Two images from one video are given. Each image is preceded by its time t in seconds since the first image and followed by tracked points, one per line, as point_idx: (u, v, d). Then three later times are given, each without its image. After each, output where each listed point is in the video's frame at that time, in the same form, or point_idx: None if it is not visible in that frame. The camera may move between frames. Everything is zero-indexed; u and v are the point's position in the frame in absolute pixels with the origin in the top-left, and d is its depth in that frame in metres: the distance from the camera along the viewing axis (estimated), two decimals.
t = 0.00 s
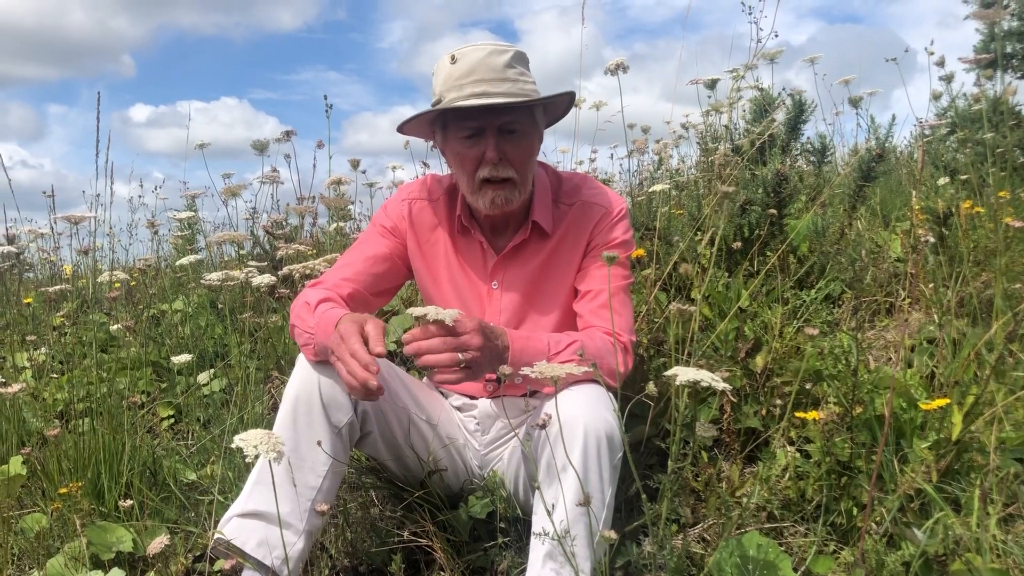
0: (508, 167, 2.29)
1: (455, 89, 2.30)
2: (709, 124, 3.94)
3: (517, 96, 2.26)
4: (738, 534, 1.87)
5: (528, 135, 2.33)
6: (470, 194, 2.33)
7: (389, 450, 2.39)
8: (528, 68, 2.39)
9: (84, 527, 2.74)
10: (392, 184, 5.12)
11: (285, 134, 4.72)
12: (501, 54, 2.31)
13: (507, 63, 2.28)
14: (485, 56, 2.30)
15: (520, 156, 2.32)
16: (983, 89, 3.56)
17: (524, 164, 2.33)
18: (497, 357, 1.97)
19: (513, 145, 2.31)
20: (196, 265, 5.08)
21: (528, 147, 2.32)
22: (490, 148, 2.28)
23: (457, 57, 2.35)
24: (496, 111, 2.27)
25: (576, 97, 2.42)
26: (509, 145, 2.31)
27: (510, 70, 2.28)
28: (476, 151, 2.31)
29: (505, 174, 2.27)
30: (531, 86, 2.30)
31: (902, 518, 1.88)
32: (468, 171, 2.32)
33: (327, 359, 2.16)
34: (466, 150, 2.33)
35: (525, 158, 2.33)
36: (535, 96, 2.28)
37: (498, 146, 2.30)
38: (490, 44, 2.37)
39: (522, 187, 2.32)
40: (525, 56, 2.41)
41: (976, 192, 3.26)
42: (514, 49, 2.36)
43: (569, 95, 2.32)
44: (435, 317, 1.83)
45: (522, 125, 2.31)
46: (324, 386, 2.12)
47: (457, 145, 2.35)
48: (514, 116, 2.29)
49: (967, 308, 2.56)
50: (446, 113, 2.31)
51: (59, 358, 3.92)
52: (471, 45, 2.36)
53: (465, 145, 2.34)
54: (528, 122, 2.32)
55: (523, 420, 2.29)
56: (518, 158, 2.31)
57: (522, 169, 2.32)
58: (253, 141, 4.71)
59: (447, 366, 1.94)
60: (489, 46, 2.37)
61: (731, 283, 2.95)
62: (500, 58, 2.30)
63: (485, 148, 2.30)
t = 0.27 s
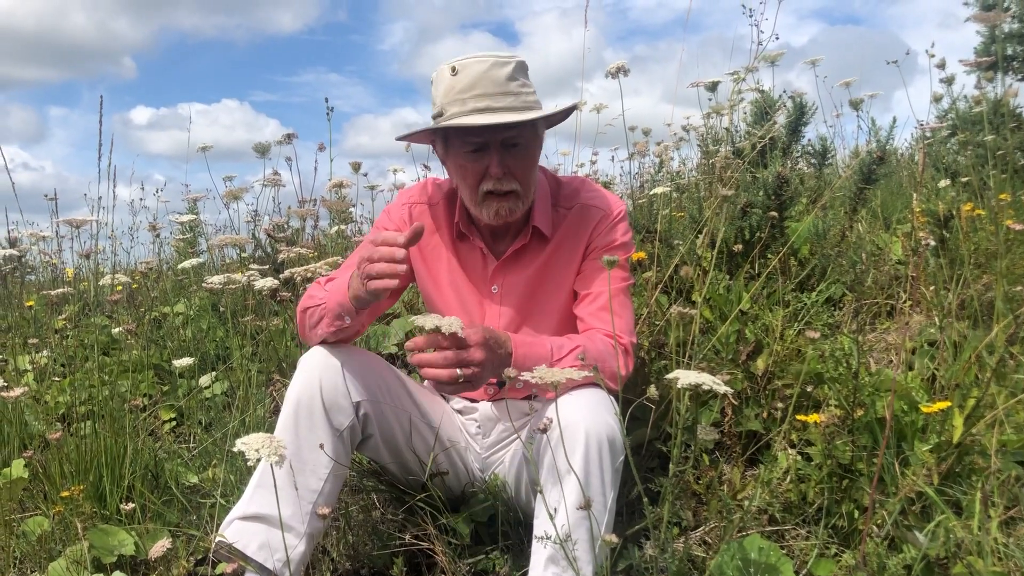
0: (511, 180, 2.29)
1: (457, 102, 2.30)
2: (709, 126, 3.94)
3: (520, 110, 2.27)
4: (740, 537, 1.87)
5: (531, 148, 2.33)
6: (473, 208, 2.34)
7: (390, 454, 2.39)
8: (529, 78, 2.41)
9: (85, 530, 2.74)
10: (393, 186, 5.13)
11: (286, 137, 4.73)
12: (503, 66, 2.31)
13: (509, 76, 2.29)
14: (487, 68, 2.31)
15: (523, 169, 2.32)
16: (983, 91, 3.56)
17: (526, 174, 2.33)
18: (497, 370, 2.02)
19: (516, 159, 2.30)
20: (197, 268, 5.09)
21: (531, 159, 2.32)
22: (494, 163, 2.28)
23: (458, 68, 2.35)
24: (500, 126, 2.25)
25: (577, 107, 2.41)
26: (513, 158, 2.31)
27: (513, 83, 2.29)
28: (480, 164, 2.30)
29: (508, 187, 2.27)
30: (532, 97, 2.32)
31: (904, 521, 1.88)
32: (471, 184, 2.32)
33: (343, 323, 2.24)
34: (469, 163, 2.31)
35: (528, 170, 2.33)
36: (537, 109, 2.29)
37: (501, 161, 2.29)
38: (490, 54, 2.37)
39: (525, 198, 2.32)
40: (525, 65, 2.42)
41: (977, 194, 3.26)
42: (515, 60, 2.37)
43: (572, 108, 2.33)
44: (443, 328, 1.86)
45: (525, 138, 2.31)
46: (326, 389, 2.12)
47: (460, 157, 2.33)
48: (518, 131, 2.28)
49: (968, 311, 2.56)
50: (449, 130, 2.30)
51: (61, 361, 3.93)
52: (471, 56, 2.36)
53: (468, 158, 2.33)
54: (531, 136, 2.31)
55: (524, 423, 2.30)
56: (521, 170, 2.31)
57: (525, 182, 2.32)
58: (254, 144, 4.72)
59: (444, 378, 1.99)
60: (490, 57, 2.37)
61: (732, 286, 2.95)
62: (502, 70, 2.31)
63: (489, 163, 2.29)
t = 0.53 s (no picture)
0: (520, 187, 2.27)
1: (465, 111, 2.30)
2: (709, 128, 3.94)
3: (529, 119, 2.28)
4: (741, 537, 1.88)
5: (539, 154, 2.30)
6: (481, 214, 2.32)
7: (391, 455, 2.39)
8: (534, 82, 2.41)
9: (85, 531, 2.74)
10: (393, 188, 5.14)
11: (286, 138, 4.74)
12: (511, 73, 2.31)
13: (518, 85, 2.29)
14: (496, 76, 2.30)
15: (531, 176, 2.29)
16: (983, 91, 3.56)
17: (534, 181, 2.31)
18: (484, 390, 2.02)
19: (526, 167, 2.28)
20: (197, 269, 5.09)
21: (539, 166, 2.29)
22: (504, 172, 2.25)
23: (465, 74, 2.33)
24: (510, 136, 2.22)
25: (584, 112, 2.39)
26: (522, 166, 2.28)
27: (521, 91, 2.30)
28: (489, 172, 2.27)
29: (516, 195, 2.25)
30: (540, 105, 2.34)
31: (904, 521, 1.88)
32: (479, 191, 2.30)
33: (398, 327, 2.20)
34: (478, 172, 2.28)
35: (536, 176, 2.31)
36: (544, 117, 2.31)
37: (511, 168, 2.26)
38: (497, 59, 2.35)
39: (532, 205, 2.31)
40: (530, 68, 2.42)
41: (977, 195, 3.27)
42: (522, 65, 2.36)
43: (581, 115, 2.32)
44: (413, 364, 1.93)
45: (534, 146, 2.28)
46: (327, 391, 2.12)
47: (468, 165, 2.29)
48: (528, 140, 2.25)
49: (968, 311, 2.56)
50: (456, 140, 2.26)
51: (60, 362, 3.93)
52: (477, 61, 2.33)
53: (476, 166, 2.28)
54: (540, 143, 2.28)
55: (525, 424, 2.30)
56: (529, 178, 2.29)
57: (532, 189, 2.30)
58: (253, 145, 4.72)
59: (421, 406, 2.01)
60: (497, 61, 2.35)
61: (732, 287, 2.95)
62: (510, 78, 2.30)
63: (498, 170, 2.26)
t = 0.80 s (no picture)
0: (539, 193, 2.25)
1: (491, 114, 2.25)
2: (708, 127, 3.95)
3: (554, 126, 2.26)
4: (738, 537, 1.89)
5: (561, 161, 2.27)
6: (497, 215, 2.30)
7: (388, 454, 2.39)
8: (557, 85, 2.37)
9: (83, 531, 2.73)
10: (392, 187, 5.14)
11: (284, 138, 4.73)
12: (538, 78, 2.26)
13: (545, 90, 2.26)
14: (524, 80, 2.24)
15: (551, 181, 2.27)
16: (981, 90, 3.57)
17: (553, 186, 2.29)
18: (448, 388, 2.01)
19: (547, 173, 2.25)
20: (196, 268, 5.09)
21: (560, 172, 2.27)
22: (524, 176, 2.22)
23: (491, 76, 2.26)
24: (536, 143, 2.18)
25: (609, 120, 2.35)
26: (543, 171, 2.25)
27: (548, 97, 2.27)
28: (509, 176, 2.24)
29: (533, 200, 2.24)
30: (564, 111, 2.32)
31: (902, 521, 1.89)
32: (498, 193, 2.27)
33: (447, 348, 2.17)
34: (499, 175, 2.25)
35: (555, 181, 2.28)
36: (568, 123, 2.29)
37: (532, 174, 2.23)
38: (524, 60, 2.28)
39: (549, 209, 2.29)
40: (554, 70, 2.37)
41: (975, 194, 3.27)
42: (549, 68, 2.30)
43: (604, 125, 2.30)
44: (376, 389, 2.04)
45: (558, 153, 2.24)
46: (320, 389, 2.12)
47: (489, 167, 2.26)
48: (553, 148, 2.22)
49: (966, 310, 2.56)
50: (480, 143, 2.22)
51: (59, 362, 3.92)
52: (505, 62, 2.26)
53: (498, 168, 2.25)
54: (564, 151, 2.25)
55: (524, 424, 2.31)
56: (549, 183, 2.27)
57: (551, 194, 2.28)
58: (252, 144, 4.72)
59: (393, 425, 1.97)
60: (524, 63, 2.28)
61: (731, 286, 2.96)
62: (537, 83, 2.26)
63: (519, 174, 2.23)
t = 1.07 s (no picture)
0: (565, 194, 2.24)
1: (525, 111, 2.22)
2: (707, 123, 3.93)
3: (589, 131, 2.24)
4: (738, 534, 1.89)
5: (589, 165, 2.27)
6: (522, 214, 2.29)
7: (388, 450, 2.38)
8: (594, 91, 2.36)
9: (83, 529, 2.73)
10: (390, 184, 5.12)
11: (283, 134, 4.72)
12: (577, 80, 2.24)
13: (582, 93, 2.24)
14: (561, 81, 2.22)
15: (577, 183, 2.26)
16: (981, 85, 3.56)
17: (579, 188, 2.28)
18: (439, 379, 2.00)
19: (575, 177, 2.24)
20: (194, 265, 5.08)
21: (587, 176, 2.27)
22: (552, 177, 2.22)
23: (530, 73, 2.24)
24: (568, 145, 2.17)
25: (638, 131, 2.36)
26: (571, 173, 2.24)
27: (584, 100, 2.25)
28: (537, 175, 2.23)
29: (559, 201, 2.23)
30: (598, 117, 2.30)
31: (903, 516, 1.89)
32: (524, 191, 2.26)
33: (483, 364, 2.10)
34: (526, 172, 2.24)
35: (581, 184, 2.28)
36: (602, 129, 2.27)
37: (560, 175, 2.23)
38: (564, 62, 2.27)
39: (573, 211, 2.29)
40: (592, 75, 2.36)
41: (975, 190, 3.27)
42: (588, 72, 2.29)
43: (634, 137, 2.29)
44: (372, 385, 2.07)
45: (587, 157, 2.24)
46: (318, 385, 2.12)
47: (517, 164, 2.24)
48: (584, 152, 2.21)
49: (966, 306, 2.56)
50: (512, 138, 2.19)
51: (57, 359, 3.92)
52: (545, 61, 2.25)
53: (526, 166, 2.24)
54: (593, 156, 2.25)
55: (525, 420, 2.29)
56: (575, 185, 2.26)
57: (576, 195, 2.28)
58: (251, 141, 4.71)
59: (378, 413, 1.94)
60: (563, 64, 2.27)
61: (731, 283, 2.95)
62: (575, 85, 2.24)
63: (546, 175, 2.22)
